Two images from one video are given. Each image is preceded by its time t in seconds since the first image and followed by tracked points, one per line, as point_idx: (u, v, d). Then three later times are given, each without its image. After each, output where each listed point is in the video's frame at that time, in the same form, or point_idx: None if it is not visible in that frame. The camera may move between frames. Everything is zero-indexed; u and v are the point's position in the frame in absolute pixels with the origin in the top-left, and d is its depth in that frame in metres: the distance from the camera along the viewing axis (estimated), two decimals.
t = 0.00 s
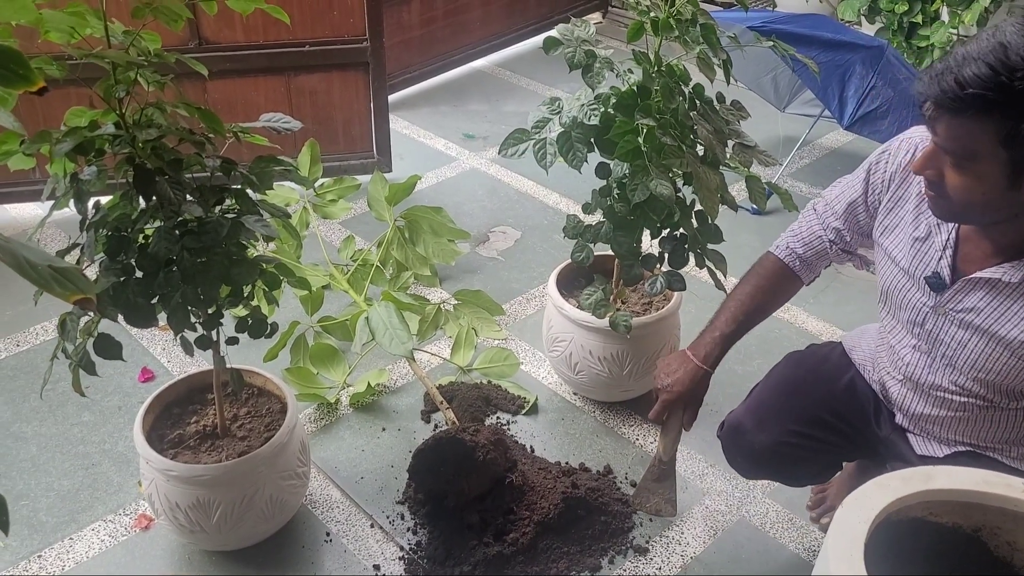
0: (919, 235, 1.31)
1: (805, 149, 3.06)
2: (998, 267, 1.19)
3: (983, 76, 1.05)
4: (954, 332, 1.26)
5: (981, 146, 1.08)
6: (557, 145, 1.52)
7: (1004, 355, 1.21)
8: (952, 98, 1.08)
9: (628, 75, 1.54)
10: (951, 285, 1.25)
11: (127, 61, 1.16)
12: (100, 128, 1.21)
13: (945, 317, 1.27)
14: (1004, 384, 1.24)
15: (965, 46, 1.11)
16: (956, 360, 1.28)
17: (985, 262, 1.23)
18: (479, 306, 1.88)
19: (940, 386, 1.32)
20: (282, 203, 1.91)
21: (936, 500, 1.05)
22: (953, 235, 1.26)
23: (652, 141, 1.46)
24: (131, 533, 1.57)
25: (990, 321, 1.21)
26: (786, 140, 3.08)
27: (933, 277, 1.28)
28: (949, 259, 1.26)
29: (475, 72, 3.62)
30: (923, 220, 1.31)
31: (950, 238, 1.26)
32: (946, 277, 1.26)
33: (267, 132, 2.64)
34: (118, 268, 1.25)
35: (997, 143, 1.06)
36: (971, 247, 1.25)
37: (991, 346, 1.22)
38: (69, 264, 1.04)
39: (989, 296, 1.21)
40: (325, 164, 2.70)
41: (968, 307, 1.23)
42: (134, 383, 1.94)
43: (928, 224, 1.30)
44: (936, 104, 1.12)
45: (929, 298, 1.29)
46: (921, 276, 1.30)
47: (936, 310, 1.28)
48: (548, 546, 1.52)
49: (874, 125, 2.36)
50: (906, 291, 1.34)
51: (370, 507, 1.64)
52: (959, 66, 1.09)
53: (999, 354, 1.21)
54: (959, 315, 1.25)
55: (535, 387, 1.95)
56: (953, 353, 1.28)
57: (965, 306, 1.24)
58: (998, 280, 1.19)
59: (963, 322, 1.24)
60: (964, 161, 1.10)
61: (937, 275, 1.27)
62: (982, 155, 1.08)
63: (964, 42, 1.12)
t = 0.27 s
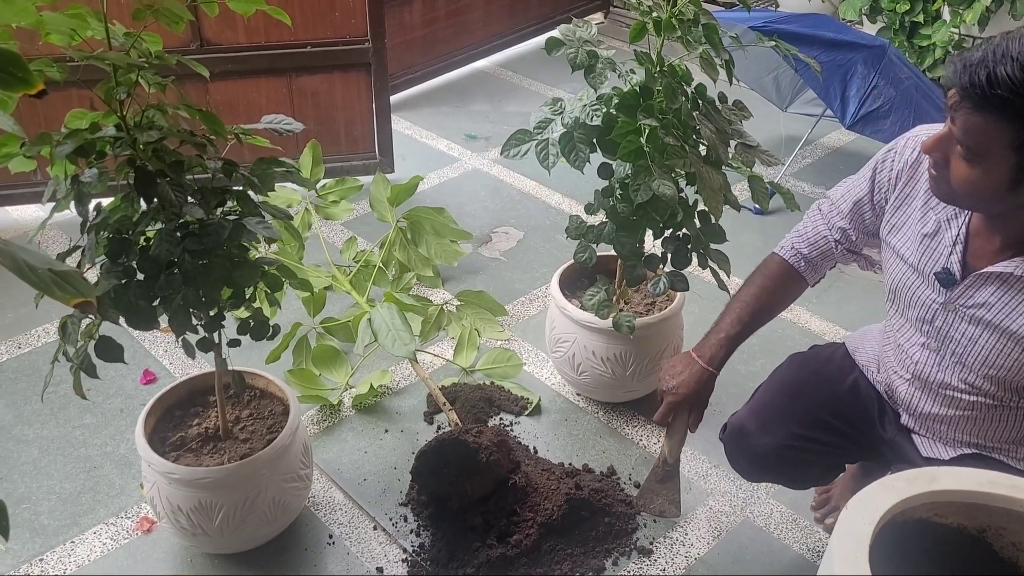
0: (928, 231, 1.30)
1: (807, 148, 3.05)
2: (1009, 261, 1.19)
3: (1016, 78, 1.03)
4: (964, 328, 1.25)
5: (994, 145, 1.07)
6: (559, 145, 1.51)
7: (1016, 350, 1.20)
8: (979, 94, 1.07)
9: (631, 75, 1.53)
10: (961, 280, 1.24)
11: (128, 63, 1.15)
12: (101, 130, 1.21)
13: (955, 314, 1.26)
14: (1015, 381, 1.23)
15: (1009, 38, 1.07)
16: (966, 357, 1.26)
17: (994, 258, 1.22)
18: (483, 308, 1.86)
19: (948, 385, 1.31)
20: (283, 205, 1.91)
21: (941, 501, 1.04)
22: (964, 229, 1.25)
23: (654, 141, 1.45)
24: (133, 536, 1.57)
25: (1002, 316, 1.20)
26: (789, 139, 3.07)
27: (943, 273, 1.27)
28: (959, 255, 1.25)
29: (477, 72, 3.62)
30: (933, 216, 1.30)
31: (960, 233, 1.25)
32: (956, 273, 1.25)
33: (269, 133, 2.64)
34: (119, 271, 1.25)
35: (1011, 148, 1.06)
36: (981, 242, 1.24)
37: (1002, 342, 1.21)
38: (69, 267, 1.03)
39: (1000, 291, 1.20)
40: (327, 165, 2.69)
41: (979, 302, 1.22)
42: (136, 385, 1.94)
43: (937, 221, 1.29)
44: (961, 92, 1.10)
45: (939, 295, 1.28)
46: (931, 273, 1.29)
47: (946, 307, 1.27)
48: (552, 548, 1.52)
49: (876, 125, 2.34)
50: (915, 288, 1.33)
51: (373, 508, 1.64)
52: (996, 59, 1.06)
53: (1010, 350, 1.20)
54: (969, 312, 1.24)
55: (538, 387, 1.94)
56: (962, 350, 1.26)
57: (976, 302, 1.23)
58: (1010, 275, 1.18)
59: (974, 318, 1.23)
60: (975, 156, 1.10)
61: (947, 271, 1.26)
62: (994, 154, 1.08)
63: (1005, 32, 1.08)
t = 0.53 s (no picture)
0: (933, 231, 1.30)
1: (807, 149, 3.05)
2: (1015, 262, 1.19)
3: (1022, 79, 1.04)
4: (969, 328, 1.25)
5: (1001, 146, 1.08)
6: (558, 145, 1.51)
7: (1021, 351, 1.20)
8: (985, 96, 1.07)
9: (630, 76, 1.53)
10: (967, 280, 1.24)
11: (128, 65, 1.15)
12: (100, 131, 1.21)
13: (960, 314, 1.26)
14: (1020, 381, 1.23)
15: (1010, 39, 1.08)
16: (972, 357, 1.26)
17: (1001, 259, 1.22)
18: (481, 307, 1.87)
19: (953, 385, 1.30)
20: (283, 205, 1.91)
21: (941, 500, 1.04)
22: (968, 230, 1.25)
23: (654, 142, 1.45)
24: (133, 537, 1.57)
25: (1007, 317, 1.20)
26: (788, 140, 3.07)
27: (948, 273, 1.27)
28: (965, 255, 1.25)
29: (476, 73, 3.62)
30: (936, 216, 1.30)
31: (965, 234, 1.25)
32: (961, 273, 1.25)
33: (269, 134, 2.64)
34: (119, 271, 1.25)
35: (1018, 149, 1.07)
36: (986, 243, 1.25)
37: (1008, 342, 1.21)
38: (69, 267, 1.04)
39: (1007, 291, 1.20)
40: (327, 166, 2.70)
41: (985, 302, 1.22)
42: (136, 386, 1.94)
43: (942, 221, 1.29)
44: (965, 94, 1.10)
45: (944, 295, 1.28)
46: (936, 274, 1.29)
47: (951, 307, 1.27)
48: (552, 548, 1.52)
49: (875, 125, 2.35)
50: (920, 288, 1.33)
51: (374, 509, 1.64)
52: (1000, 60, 1.06)
53: (1016, 350, 1.21)
54: (975, 311, 1.24)
55: (538, 388, 1.94)
56: (968, 350, 1.26)
57: (982, 302, 1.23)
58: (1017, 274, 1.18)
59: (980, 317, 1.23)
60: (982, 156, 1.10)
61: (953, 271, 1.26)
62: (1000, 154, 1.08)
63: (1006, 33, 1.09)
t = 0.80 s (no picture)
0: (930, 232, 1.31)
1: (803, 150, 3.06)
2: (1014, 262, 1.19)
3: (1018, 76, 1.05)
4: (969, 328, 1.26)
5: (1000, 145, 1.09)
6: (556, 146, 1.53)
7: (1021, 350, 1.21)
8: (982, 95, 1.08)
9: (627, 77, 1.54)
10: (966, 280, 1.25)
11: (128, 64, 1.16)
12: (100, 130, 1.21)
13: (959, 314, 1.27)
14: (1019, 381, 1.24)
15: (1004, 38, 1.09)
16: (971, 357, 1.27)
17: (1000, 258, 1.23)
18: (480, 308, 1.87)
19: (952, 385, 1.31)
20: (282, 205, 1.91)
21: (935, 498, 1.05)
22: (967, 230, 1.26)
23: (650, 142, 1.46)
24: (130, 536, 1.57)
25: (1007, 316, 1.21)
26: (785, 141, 3.08)
27: (947, 273, 1.27)
28: (964, 255, 1.26)
29: (475, 74, 3.63)
30: (934, 217, 1.31)
31: (964, 234, 1.26)
32: (960, 273, 1.26)
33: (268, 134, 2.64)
34: (117, 270, 1.25)
35: (1017, 148, 1.08)
36: (985, 243, 1.25)
37: (1008, 341, 1.22)
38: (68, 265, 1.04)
39: (1006, 290, 1.21)
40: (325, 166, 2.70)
41: (985, 302, 1.23)
42: (133, 386, 1.94)
43: (940, 222, 1.30)
44: (963, 95, 1.11)
45: (943, 295, 1.29)
46: (935, 274, 1.30)
47: (950, 307, 1.28)
48: (549, 547, 1.52)
49: (871, 126, 2.36)
50: (918, 289, 1.33)
51: (371, 508, 1.64)
52: (996, 59, 1.07)
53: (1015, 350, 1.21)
54: (974, 311, 1.24)
55: (536, 387, 1.95)
56: (967, 350, 1.27)
57: (982, 301, 1.23)
58: (1016, 274, 1.19)
59: (979, 317, 1.24)
60: (981, 156, 1.11)
61: (952, 271, 1.27)
62: (1000, 153, 1.09)
63: (1001, 32, 1.10)
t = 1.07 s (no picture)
0: (927, 232, 1.32)
1: (800, 151, 3.07)
2: (1011, 261, 1.20)
3: (1009, 82, 1.06)
4: (965, 327, 1.27)
5: (998, 150, 1.09)
6: (553, 145, 1.54)
7: (1017, 349, 1.22)
8: (976, 102, 1.09)
9: (623, 76, 1.55)
10: (963, 280, 1.26)
11: (128, 63, 1.17)
12: (99, 128, 1.22)
13: (956, 314, 1.28)
14: (1015, 379, 1.25)
15: (991, 47, 1.11)
16: (967, 356, 1.28)
17: (998, 257, 1.24)
18: (476, 307, 1.89)
19: (949, 384, 1.32)
20: (280, 205, 1.92)
21: (925, 492, 1.06)
22: (963, 230, 1.27)
23: (646, 141, 1.47)
24: (130, 533, 1.58)
25: (1003, 316, 1.22)
26: (782, 142, 3.10)
27: (944, 272, 1.28)
28: (960, 255, 1.27)
29: (473, 75, 3.64)
30: (930, 217, 1.32)
31: (960, 234, 1.27)
32: (957, 273, 1.27)
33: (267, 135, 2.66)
34: (117, 267, 1.26)
35: (1015, 152, 1.08)
36: (981, 243, 1.26)
37: (1004, 340, 1.23)
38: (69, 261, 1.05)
39: (1003, 290, 1.22)
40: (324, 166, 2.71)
41: (981, 301, 1.24)
42: (133, 384, 1.95)
43: (936, 222, 1.31)
44: (957, 104, 1.13)
45: (940, 294, 1.30)
46: (932, 273, 1.31)
47: (947, 306, 1.29)
48: (545, 543, 1.53)
49: (867, 127, 2.38)
50: (914, 288, 1.35)
51: (369, 505, 1.65)
52: (986, 67, 1.09)
53: (1011, 349, 1.23)
54: (971, 311, 1.25)
55: (533, 386, 1.96)
56: (963, 349, 1.28)
57: (978, 301, 1.24)
58: (1013, 273, 1.20)
59: (976, 317, 1.25)
60: (980, 161, 1.12)
61: (948, 271, 1.28)
62: (999, 158, 1.10)
63: (989, 39, 1.12)
